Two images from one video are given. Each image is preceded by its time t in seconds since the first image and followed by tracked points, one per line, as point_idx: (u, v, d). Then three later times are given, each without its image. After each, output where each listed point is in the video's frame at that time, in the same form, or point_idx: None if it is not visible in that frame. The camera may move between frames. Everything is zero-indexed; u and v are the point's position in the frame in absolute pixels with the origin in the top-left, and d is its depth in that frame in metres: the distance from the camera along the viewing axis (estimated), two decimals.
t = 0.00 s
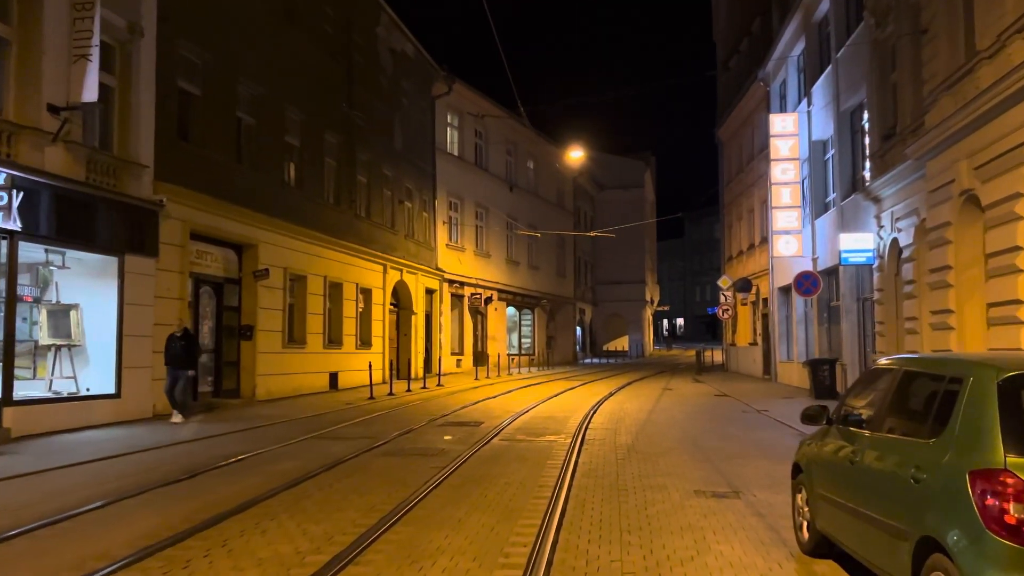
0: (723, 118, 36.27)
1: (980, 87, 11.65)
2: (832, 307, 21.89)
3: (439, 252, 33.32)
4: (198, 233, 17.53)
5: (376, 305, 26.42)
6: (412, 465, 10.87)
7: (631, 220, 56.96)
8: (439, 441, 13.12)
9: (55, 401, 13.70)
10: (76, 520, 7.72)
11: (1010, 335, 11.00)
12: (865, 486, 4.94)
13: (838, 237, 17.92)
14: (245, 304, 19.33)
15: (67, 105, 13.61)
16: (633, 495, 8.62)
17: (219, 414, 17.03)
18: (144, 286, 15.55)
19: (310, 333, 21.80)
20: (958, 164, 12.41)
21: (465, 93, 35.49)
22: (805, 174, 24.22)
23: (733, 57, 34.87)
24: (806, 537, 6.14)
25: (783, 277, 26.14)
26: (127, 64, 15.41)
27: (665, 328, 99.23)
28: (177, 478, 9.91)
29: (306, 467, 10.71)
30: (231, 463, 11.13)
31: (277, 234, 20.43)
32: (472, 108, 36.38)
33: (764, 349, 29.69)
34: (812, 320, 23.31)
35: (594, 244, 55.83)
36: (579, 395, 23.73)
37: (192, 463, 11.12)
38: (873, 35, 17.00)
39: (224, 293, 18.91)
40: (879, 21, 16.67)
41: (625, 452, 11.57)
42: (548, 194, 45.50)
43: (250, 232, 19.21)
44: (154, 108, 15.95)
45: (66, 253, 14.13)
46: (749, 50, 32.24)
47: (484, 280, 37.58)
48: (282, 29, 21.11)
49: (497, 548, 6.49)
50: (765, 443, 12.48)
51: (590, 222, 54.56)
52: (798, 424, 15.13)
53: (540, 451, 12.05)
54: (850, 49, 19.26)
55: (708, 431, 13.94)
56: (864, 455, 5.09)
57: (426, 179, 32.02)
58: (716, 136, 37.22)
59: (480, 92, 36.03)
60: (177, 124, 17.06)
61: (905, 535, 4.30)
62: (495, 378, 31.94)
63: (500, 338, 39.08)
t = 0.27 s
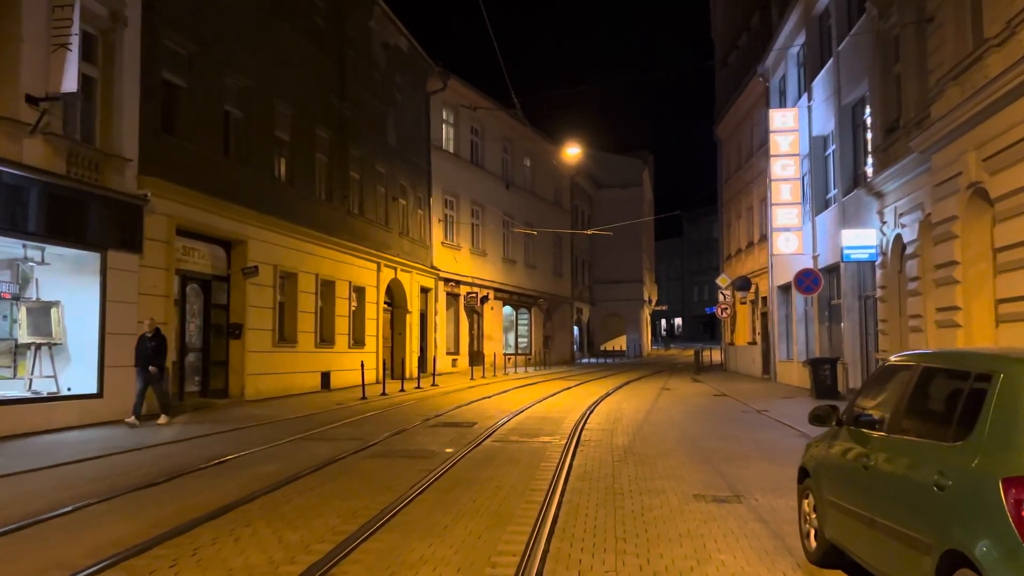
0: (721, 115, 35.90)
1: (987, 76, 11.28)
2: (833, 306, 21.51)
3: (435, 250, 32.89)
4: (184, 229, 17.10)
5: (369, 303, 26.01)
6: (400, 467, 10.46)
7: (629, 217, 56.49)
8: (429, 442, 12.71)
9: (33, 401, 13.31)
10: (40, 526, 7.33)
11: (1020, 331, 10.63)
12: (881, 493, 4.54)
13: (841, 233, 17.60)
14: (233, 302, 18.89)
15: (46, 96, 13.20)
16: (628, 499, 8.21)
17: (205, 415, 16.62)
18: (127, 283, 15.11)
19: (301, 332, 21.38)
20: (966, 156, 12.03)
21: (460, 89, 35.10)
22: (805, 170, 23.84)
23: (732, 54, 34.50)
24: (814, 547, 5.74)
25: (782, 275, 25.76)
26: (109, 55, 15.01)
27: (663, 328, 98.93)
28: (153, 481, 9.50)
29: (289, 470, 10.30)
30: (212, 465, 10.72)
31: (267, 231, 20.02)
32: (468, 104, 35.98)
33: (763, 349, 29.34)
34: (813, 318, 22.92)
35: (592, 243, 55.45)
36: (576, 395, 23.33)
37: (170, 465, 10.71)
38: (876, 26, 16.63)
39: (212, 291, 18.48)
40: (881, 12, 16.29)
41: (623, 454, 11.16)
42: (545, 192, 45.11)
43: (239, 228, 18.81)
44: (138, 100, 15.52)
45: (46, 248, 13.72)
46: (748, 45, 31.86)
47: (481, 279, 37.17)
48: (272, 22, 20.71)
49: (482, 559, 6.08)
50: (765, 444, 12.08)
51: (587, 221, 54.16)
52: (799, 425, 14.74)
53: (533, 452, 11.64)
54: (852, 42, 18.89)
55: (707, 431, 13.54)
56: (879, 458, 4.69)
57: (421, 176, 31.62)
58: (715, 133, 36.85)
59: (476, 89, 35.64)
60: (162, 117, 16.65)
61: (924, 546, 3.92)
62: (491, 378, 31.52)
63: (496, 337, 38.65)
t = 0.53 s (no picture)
0: (721, 113, 35.57)
1: (998, 70, 10.94)
2: (835, 307, 21.17)
3: (431, 251, 32.53)
4: (173, 228, 16.73)
5: (364, 304, 25.64)
6: (391, 475, 10.09)
7: (628, 213, 55.97)
8: (423, 448, 12.34)
9: (14, 405, 12.91)
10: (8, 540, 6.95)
11: None
12: (903, 513, 4.19)
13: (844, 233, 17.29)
14: (225, 303, 18.52)
15: (28, 91, 12.84)
16: (628, 511, 7.85)
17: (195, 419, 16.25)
18: (114, 284, 14.73)
19: (294, 333, 21.01)
20: (976, 153, 11.68)
21: (458, 88, 34.74)
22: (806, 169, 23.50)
23: (731, 52, 34.16)
24: (825, 566, 5.39)
25: (783, 276, 25.43)
26: (95, 50, 14.63)
27: (662, 329, 98.67)
28: (133, 490, 9.11)
29: (275, 478, 9.93)
30: (196, 472, 10.34)
31: (259, 231, 19.66)
32: (465, 103, 35.62)
33: (763, 350, 29.00)
34: (814, 319, 22.59)
35: (590, 243, 55.11)
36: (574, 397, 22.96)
37: (152, 473, 10.33)
38: (880, 22, 16.29)
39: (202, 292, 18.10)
40: (886, 7, 15.94)
41: (622, 460, 10.79)
42: (543, 192, 44.76)
43: (231, 228, 18.44)
44: (125, 96, 15.15)
45: (29, 248, 13.37)
46: (748, 43, 31.53)
47: (478, 280, 36.80)
48: (264, 18, 20.32)
49: None
50: (768, 449, 11.73)
51: (586, 220, 53.79)
52: (802, 429, 14.39)
53: (529, 459, 11.27)
54: (854, 38, 18.56)
55: (708, 436, 13.19)
56: (902, 475, 4.33)
57: (417, 175, 31.26)
58: (715, 133, 36.51)
59: (473, 87, 35.27)
60: (151, 114, 16.28)
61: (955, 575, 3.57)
62: (488, 380, 31.17)
63: (494, 338, 38.30)
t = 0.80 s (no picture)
0: (721, 110, 35.21)
1: (1011, 58, 10.57)
2: (839, 305, 20.80)
3: (428, 249, 32.15)
4: (162, 225, 16.34)
5: (360, 303, 25.26)
6: (383, 478, 9.70)
7: (626, 213, 55.75)
8: (416, 449, 11.95)
9: None
10: None
11: None
12: (933, 524, 3.83)
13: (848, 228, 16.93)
14: (216, 302, 18.14)
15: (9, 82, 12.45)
16: (629, 516, 7.48)
17: (184, 419, 15.87)
18: (99, 281, 14.34)
19: (287, 332, 20.63)
20: (987, 145, 11.32)
21: (455, 84, 34.36)
22: (809, 165, 23.13)
23: (732, 48, 33.80)
24: None
25: (785, 274, 25.07)
26: (80, 41, 14.25)
27: (661, 329, 98.34)
28: (111, 494, 8.74)
29: (262, 481, 9.54)
30: (179, 475, 9.96)
31: (252, 227, 19.27)
32: (462, 100, 35.24)
33: (764, 349, 28.64)
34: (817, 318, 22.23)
35: (589, 242, 54.75)
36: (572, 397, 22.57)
37: (134, 475, 9.94)
38: (885, 12, 15.92)
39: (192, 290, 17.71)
40: None
41: (622, 463, 10.40)
42: (542, 190, 44.40)
43: (222, 224, 18.06)
44: (111, 88, 14.77)
45: (10, 244, 12.98)
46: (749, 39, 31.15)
47: (476, 279, 36.40)
48: (256, 11, 19.93)
49: None
50: (773, 451, 11.36)
51: (584, 219, 53.47)
52: (807, 430, 14.01)
53: (526, 461, 10.89)
54: (858, 30, 18.19)
55: (710, 437, 12.80)
56: (931, 482, 3.96)
57: (414, 173, 30.88)
58: (715, 130, 36.15)
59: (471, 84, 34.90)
60: (139, 107, 15.89)
61: None
62: (485, 379, 30.80)
63: (492, 338, 37.93)
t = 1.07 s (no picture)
0: (721, 110, 34.89)
1: None
2: (842, 306, 20.47)
3: (426, 250, 31.79)
4: (152, 225, 16.00)
5: (356, 304, 24.91)
6: (376, 487, 9.36)
7: (625, 213, 55.49)
8: (410, 456, 11.60)
9: None
10: None
11: None
12: (968, 552, 3.50)
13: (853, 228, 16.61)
14: (208, 303, 17.79)
15: None
16: (632, 530, 7.13)
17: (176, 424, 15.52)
18: (87, 283, 13.99)
19: (281, 334, 20.28)
20: (998, 143, 11.00)
21: (453, 83, 34.02)
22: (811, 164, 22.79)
23: (732, 47, 33.48)
24: None
25: (786, 275, 24.75)
26: (67, 36, 13.91)
27: (660, 329, 98.02)
28: (91, 504, 8.38)
29: (249, 490, 9.19)
30: (164, 484, 9.60)
31: (245, 227, 18.92)
32: (460, 99, 34.90)
33: (765, 350, 28.31)
34: (820, 319, 21.89)
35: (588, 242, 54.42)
36: (571, 400, 22.23)
37: (117, 484, 9.58)
38: (891, 7, 15.59)
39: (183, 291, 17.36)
40: None
41: (624, 470, 10.07)
42: (540, 190, 44.06)
43: (214, 224, 17.70)
44: (99, 85, 14.42)
45: None
46: (750, 37, 30.82)
47: (474, 280, 36.06)
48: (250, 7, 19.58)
49: None
50: (778, 458, 11.03)
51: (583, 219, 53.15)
52: (812, 435, 13.68)
53: (524, 468, 10.55)
54: (862, 26, 17.87)
55: (713, 443, 12.47)
56: (965, 506, 3.62)
57: (411, 172, 30.53)
58: (715, 129, 35.82)
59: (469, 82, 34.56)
60: (129, 105, 15.55)
61: None
62: (483, 381, 30.47)
63: (490, 339, 37.57)
